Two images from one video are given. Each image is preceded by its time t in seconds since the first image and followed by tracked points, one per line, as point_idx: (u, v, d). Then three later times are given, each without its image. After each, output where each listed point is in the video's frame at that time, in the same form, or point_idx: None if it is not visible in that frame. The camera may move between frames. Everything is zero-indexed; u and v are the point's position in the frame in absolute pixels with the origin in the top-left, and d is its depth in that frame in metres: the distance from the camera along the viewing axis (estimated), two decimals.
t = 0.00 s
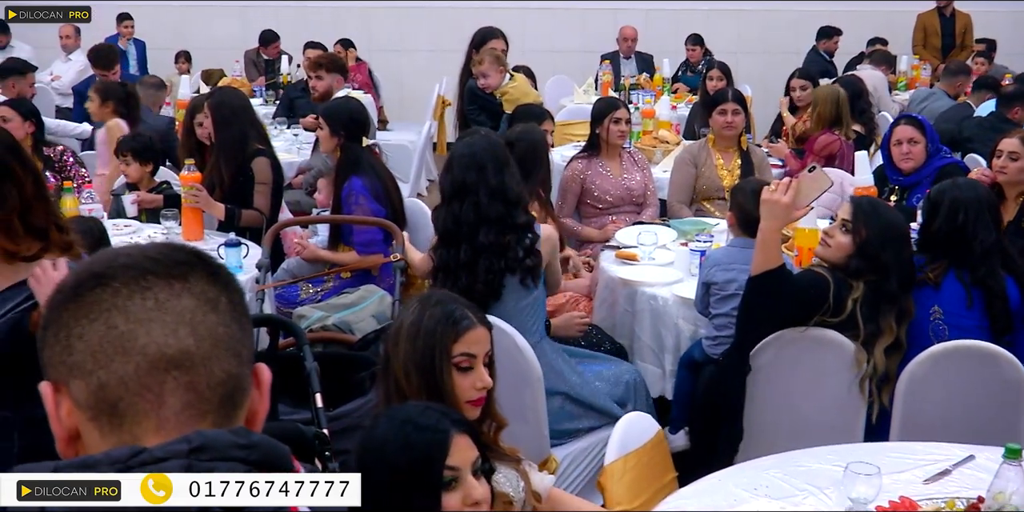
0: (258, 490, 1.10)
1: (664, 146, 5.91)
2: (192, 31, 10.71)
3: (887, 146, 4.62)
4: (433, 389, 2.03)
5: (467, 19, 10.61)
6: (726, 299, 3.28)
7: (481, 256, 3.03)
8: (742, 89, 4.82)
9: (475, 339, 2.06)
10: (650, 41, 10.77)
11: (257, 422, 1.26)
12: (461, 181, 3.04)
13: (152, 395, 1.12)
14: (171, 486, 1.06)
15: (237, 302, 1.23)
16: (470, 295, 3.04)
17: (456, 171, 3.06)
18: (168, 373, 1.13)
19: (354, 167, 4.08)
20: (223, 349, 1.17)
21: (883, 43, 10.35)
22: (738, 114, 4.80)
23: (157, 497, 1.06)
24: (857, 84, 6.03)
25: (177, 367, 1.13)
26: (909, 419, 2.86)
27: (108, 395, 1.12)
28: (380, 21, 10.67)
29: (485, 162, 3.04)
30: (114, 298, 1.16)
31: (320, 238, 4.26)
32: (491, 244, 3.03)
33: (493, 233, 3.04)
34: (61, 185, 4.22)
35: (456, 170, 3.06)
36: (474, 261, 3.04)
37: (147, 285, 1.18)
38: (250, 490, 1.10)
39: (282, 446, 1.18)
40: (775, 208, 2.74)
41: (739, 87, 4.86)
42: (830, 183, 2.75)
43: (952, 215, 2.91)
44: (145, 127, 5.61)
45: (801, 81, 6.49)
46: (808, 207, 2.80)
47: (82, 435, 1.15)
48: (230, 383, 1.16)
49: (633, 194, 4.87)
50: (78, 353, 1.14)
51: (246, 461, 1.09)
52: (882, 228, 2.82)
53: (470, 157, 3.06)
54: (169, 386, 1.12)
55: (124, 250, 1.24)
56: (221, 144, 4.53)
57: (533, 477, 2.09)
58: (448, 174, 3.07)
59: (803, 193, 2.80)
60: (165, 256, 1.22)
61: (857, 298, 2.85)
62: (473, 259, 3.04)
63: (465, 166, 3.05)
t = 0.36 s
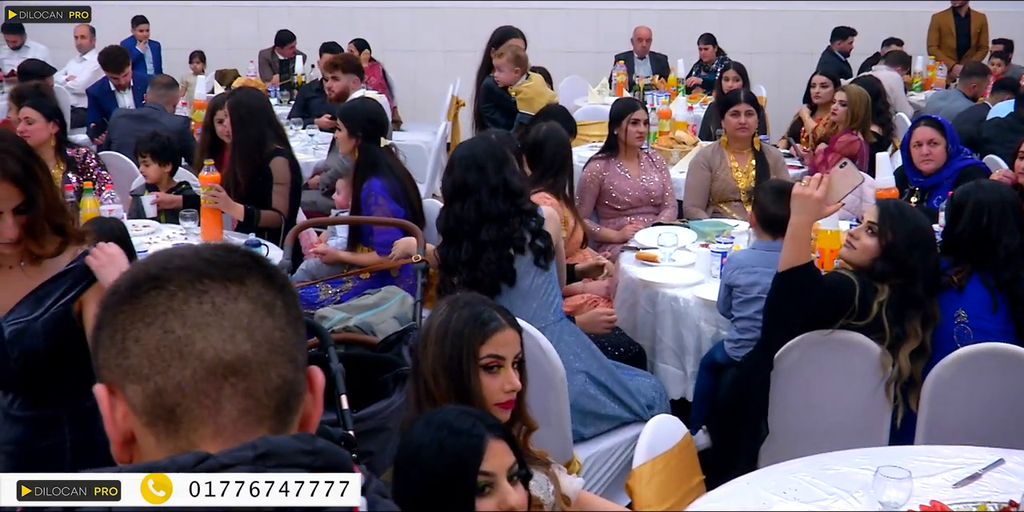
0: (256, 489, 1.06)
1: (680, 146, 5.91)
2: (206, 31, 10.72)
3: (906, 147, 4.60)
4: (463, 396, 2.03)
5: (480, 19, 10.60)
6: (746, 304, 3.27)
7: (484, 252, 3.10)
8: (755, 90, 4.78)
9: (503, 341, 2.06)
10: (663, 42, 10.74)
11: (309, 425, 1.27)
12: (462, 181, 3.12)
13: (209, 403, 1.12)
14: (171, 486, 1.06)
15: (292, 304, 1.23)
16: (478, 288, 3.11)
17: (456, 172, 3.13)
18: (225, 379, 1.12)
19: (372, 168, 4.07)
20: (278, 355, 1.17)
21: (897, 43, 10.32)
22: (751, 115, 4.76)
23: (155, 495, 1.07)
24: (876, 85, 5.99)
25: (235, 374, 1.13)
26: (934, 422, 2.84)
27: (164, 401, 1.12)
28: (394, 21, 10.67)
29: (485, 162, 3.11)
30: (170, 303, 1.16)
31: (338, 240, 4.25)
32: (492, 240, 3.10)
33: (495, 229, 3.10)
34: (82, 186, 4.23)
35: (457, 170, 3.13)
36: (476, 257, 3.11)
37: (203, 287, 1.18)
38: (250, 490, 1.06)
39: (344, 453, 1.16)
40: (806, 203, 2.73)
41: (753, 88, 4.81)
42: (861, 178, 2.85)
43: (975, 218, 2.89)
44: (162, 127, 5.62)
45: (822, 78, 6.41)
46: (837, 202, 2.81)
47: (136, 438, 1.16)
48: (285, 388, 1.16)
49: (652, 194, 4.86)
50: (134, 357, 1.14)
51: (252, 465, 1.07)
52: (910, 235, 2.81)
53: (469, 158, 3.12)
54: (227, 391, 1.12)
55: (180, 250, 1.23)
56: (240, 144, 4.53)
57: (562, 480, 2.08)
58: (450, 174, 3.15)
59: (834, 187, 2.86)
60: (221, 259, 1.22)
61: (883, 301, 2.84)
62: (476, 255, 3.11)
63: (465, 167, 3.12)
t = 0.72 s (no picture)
0: (256, 489, 1.04)
1: (697, 147, 5.91)
2: (219, 31, 10.73)
3: (926, 148, 4.59)
4: (496, 397, 2.08)
5: (494, 19, 10.59)
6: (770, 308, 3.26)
7: (482, 258, 3.14)
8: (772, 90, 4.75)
9: (535, 342, 2.11)
10: (677, 42, 10.74)
11: (341, 421, 1.25)
12: (466, 194, 3.20)
13: (230, 428, 1.09)
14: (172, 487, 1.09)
15: (321, 304, 1.16)
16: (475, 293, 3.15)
17: (462, 184, 3.21)
18: (245, 404, 1.09)
19: (391, 170, 4.07)
20: (304, 371, 1.12)
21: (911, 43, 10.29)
22: (768, 116, 4.74)
23: (157, 496, 1.13)
24: (894, 85, 5.96)
25: (255, 398, 1.09)
26: (962, 426, 2.81)
27: (186, 422, 1.10)
28: (407, 21, 10.67)
29: (486, 173, 3.19)
30: (189, 316, 1.10)
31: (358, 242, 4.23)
32: (491, 246, 3.14)
33: (494, 236, 3.15)
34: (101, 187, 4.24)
35: (462, 183, 3.21)
36: (474, 265, 3.16)
37: (225, 299, 1.11)
38: (252, 489, 1.04)
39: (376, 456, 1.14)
40: (836, 206, 2.69)
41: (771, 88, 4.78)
42: (893, 184, 2.79)
43: (998, 220, 2.86)
44: (179, 127, 5.63)
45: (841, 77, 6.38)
46: (865, 207, 2.77)
47: (161, 443, 1.14)
48: (311, 403, 1.12)
49: (670, 195, 4.85)
50: (155, 371, 1.11)
51: (252, 465, 1.05)
52: (937, 238, 2.80)
53: (472, 171, 3.21)
54: (247, 417, 1.09)
55: (203, 243, 1.16)
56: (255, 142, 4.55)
57: (590, 484, 2.07)
58: (457, 187, 3.23)
59: (862, 193, 2.77)
60: (245, 259, 1.14)
61: (909, 304, 2.82)
62: (474, 263, 3.16)
63: (467, 180, 3.21)
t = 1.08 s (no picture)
0: (255, 489, 0.96)
1: (712, 148, 5.90)
2: (232, 32, 10.74)
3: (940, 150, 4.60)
4: (524, 400, 2.09)
5: (507, 19, 10.58)
6: (790, 309, 3.25)
7: (478, 267, 3.11)
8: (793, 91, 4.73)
9: (562, 342, 2.12)
10: (690, 42, 10.72)
11: (307, 417, 1.11)
12: (466, 207, 3.18)
13: (181, 441, 0.99)
14: (173, 484, 1.00)
15: (287, 308, 1.02)
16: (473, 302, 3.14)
17: (467, 194, 3.18)
18: (199, 417, 0.98)
19: (409, 170, 4.06)
20: (265, 381, 1.00)
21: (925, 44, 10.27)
22: (787, 117, 4.73)
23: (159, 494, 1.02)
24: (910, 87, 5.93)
25: (210, 412, 0.98)
26: (987, 429, 2.78)
27: (137, 432, 1.00)
28: (419, 21, 10.67)
29: (485, 184, 3.14)
30: (140, 325, 0.98)
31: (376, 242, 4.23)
32: (486, 256, 3.09)
33: (489, 246, 3.09)
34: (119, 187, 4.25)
35: (468, 190, 3.18)
36: (472, 273, 3.13)
37: (180, 308, 0.98)
38: (252, 488, 0.96)
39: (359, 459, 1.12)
40: (863, 209, 2.65)
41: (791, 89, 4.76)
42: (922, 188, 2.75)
43: None
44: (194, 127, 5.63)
45: (854, 79, 6.30)
46: (893, 211, 2.75)
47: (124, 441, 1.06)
48: (269, 414, 1.01)
49: (687, 195, 4.83)
50: (110, 376, 1.00)
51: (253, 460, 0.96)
52: (963, 240, 2.78)
53: (472, 182, 3.18)
54: (200, 430, 0.99)
55: (163, 239, 1.02)
56: (271, 140, 4.56)
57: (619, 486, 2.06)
58: (465, 194, 3.19)
59: (890, 198, 2.75)
60: (205, 262, 1.00)
61: (935, 305, 2.81)
62: (472, 273, 3.13)
63: (467, 191, 3.18)
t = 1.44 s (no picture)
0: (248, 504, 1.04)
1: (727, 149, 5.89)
2: (243, 32, 10.74)
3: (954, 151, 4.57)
4: (554, 403, 2.11)
5: (519, 19, 10.58)
6: (807, 308, 3.24)
7: (501, 263, 3.11)
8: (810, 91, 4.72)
9: (591, 345, 2.13)
10: (702, 42, 10.71)
11: (219, 431, 1.09)
12: (491, 201, 3.12)
13: (75, 457, 1.02)
14: (173, 485, 1.01)
15: (182, 330, 1.02)
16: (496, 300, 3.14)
17: (487, 188, 3.13)
18: (85, 439, 1.00)
19: (430, 169, 4.06)
20: (151, 406, 1.01)
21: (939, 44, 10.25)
22: (804, 118, 4.72)
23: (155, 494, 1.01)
24: (925, 86, 5.91)
25: (95, 436, 1.00)
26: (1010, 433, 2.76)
27: (35, 443, 1.03)
28: (431, 21, 10.67)
29: (512, 180, 3.09)
30: (31, 346, 0.99)
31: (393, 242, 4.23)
32: (511, 253, 3.08)
33: (515, 243, 3.09)
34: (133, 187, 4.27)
35: (487, 185, 3.14)
36: (496, 268, 3.13)
37: (64, 332, 0.98)
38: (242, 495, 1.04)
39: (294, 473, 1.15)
40: (888, 210, 2.68)
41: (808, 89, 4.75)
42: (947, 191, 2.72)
43: None
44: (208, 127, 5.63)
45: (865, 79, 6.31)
46: (917, 212, 2.74)
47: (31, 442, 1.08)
48: (162, 437, 1.02)
49: (704, 197, 4.82)
50: (8, 386, 1.02)
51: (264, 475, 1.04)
52: (986, 242, 2.77)
53: (497, 176, 3.11)
54: (90, 451, 1.01)
55: (56, 253, 1.01)
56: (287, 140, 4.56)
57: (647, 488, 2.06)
58: (484, 191, 3.15)
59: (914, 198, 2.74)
60: (92, 286, 0.99)
61: (958, 308, 2.80)
62: (496, 269, 3.12)
63: (493, 185, 3.12)
